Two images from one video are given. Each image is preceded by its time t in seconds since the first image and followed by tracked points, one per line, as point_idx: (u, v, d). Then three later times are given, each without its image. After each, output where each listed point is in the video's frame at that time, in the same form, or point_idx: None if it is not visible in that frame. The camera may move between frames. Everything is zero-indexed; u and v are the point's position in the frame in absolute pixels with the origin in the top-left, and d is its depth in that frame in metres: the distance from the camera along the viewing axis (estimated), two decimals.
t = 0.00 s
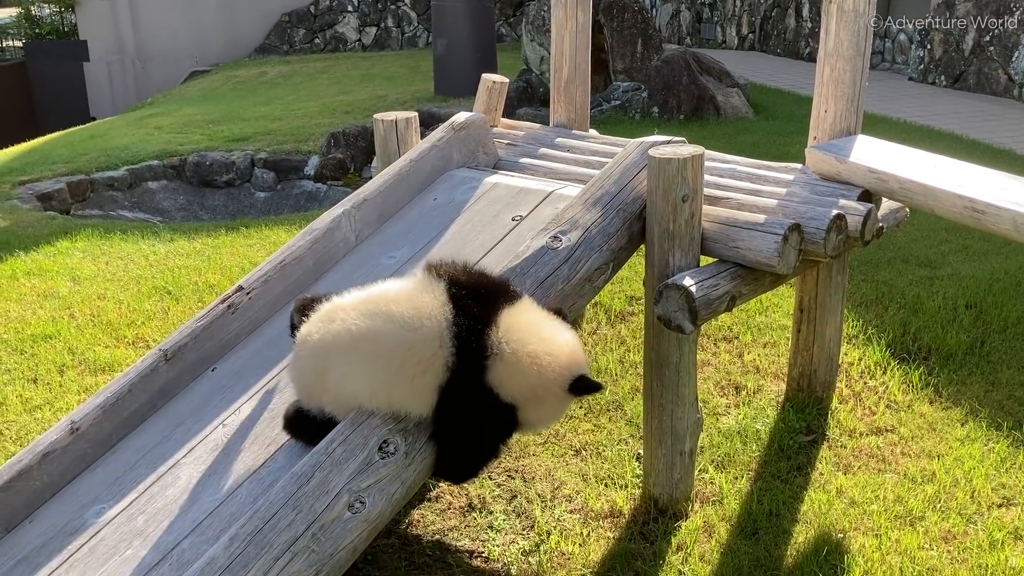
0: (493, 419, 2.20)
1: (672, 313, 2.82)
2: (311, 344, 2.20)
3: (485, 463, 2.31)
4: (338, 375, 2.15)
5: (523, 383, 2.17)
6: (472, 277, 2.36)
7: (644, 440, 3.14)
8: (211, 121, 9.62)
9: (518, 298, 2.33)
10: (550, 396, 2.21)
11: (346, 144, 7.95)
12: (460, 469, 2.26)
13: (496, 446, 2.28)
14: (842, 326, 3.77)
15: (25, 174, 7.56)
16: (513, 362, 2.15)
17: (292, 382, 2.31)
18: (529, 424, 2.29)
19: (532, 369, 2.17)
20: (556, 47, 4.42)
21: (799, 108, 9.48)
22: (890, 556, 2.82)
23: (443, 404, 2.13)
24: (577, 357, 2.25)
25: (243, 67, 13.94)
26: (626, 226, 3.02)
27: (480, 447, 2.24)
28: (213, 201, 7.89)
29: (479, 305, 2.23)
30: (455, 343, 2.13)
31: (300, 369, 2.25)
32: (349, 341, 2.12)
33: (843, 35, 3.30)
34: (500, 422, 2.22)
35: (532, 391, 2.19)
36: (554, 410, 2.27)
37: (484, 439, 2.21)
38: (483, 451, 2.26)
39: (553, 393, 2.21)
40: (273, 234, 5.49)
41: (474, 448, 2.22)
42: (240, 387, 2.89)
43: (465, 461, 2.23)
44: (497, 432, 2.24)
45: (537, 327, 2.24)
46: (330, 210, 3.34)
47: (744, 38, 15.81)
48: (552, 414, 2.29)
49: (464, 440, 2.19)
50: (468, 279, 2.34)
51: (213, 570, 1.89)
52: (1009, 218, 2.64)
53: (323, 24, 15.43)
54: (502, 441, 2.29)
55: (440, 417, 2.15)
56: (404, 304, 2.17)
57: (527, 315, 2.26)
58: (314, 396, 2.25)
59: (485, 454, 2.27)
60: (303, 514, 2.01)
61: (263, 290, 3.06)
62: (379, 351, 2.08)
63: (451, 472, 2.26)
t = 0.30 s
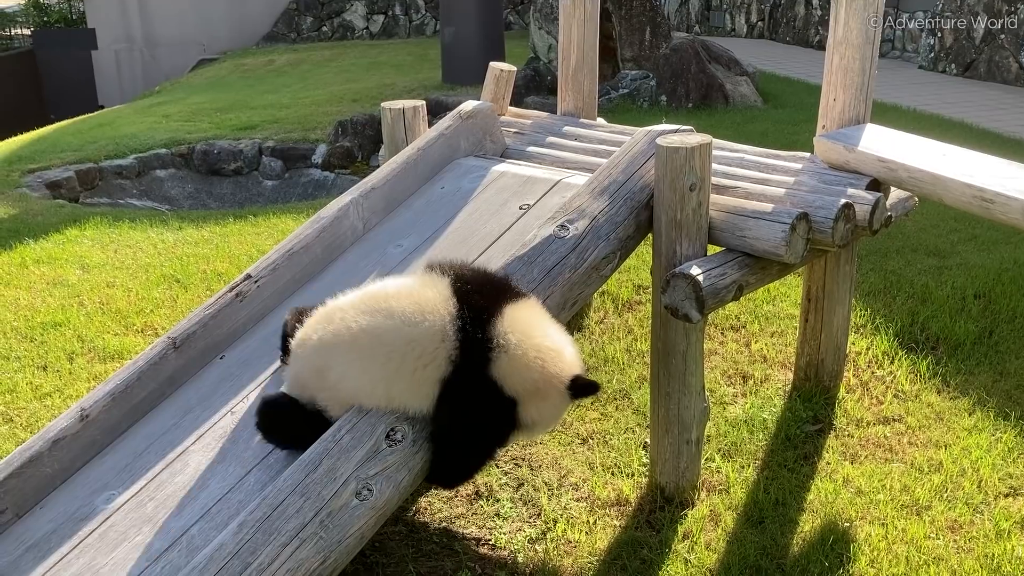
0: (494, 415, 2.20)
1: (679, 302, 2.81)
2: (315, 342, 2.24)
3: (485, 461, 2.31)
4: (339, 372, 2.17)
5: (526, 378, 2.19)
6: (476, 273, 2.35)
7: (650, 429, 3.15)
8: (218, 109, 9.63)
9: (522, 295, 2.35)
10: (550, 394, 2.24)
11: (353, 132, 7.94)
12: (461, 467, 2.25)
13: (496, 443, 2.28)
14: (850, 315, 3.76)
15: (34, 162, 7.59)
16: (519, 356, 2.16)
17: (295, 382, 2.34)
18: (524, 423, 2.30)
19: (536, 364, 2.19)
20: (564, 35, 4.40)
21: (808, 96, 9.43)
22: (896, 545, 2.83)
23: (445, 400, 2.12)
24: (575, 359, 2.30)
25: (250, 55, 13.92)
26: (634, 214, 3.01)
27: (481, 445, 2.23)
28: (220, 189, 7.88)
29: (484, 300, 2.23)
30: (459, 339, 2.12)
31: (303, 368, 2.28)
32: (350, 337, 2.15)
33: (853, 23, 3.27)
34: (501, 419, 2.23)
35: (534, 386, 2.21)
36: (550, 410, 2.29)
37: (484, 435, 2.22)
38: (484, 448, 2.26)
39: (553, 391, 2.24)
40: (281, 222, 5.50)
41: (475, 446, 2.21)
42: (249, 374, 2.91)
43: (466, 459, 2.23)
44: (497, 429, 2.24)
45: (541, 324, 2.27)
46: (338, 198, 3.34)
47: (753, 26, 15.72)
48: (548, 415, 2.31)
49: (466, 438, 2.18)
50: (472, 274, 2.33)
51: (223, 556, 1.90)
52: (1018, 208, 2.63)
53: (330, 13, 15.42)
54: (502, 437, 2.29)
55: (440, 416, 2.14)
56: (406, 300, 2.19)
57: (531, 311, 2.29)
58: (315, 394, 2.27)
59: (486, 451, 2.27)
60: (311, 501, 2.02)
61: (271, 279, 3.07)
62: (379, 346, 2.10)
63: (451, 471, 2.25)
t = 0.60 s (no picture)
0: (487, 405, 2.20)
1: (688, 291, 2.81)
2: (303, 349, 2.21)
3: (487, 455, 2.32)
4: (329, 373, 2.16)
5: (517, 364, 2.16)
6: (464, 264, 2.37)
7: (658, 417, 3.15)
8: (226, 98, 9.63)
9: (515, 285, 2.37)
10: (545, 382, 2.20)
11: (361, 121, 7.92)
12: (464, 463, 2.27)
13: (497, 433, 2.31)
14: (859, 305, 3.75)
15: (44, 150, 7.61)
16: (506, 342, 2.15)
17: (281, 390, 2.31)
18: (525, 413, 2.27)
19: (526, 350, 2.17)
20: (573, 23, 4.38)
21: (818, 85, 9.38)
22: (904, 534, 2.83)
23: (438, 391, 2.13)
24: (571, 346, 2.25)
25: (257, 44, 13.91)
26: (643, 203, 3.00)
27: (480, 438, 2.25)
28: (229, 178, 7.87)
29: (470, 289, 2.25)
30: (444, 328, 2.13)
31: (290, 374, 2.25)
32: (337, 338, 2.12)
33: (864, 10, 3.24)
34: (496, 410, 2.23)
35: (526, 372, 2.18)
36: (549, 399, 2.25)
37: (481, 427, 2.23)
38: (484, 442, 2.27)
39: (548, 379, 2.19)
40: (290, 211, 5.51)
41: (474, 439, 2.23)
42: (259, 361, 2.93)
43: (468, 454, 2.25)
44: (494, 421, 2.25)
45: (533, 311, 2.26)
46: (347, 186, 3.34)
47: (763, 14, 15.62)
48: (547, 405, 2.27)
49: (464, 431, 2.20)
50: (460, 265, 2.36)
51: (232, 541, 1.91)
52: None
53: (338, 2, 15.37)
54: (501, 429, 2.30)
55: (436, 410, 2.16)
56: (392, 296, 2.18)
57: (523, 299, 2.28)
58: (304, 399, 2.24)
59: (487, 444, 2.29)
60: (320, 487, 2.03)
61: (280, 267, 3.07)
62: (367, 344, 2.09)
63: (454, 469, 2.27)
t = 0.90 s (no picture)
0: (481, 401, 2.19)
1: (697, 281, 2.81)
2: (299, 344, 2.22)
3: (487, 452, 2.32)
4: (324, 368, 2.17)
5: (510, 362, 2.19)
6: (458, 263, 2.38)
7: (667, 407, 3.15)
8: (233, 88, 9.62)
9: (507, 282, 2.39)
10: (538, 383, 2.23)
11: (369, 111, 7.91)
12: (463, 461, 2.26)
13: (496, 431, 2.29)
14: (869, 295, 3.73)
15: (53, 140, 7.62)
16: (501, 337, 2.17)
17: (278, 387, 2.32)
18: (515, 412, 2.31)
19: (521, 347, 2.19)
20: (582, 12, 4.36)
21: (828, 75, 9.33)
22: (913, 524, 2.83)
23: (432, 386, 2.11)
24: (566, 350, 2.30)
25: (264, 34, 13.89)
26: (652, 192, 3.00)
27: (478, 436, 2.24)
28: (238, 168, 7.86)
29: (463, 285, 2.25)
30: (438, 321, 2.12)
31: (286, 370, 2.26)
32: (332, 333, 2.13)
33: None
34: (491, 405, 2.22)
35: (517, 369, 2.20)
36: (540, 400, 2.29)
37: (480, 425, 2.21)
38: (482, 439, 2.26)
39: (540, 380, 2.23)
40: (298, 201, 5.51)
41: (472, 437, 2.22)
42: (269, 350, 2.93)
43: (467, 451, 2.24)
44: (491, 419, 2.24)
45: (529, 310, 2.29)
46: (356, 175, 3.34)
47: (772, 4, 15.53)
48: (537, 406, 2.31)
49: (463, 429, 2.19)
50: (455, 262, 2.36)
51: (242, 529, 1.92)
52: None
53: None
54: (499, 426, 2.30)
55: (433, 406, 2.14)
56: (386, 291, 2.19)
57: (519, 298, 2.32)
58: (301, 394, 2.24)
59: (485, 442, 2.28)
60: (330, 475, 2.03)
61: (289, 256, 3.07)
62: (361, 339, 2.10)
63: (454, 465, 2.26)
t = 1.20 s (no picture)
0: (481, 390, 2.17)
1: (703, 272, 2.81)
2: (286, 346, 2.16)
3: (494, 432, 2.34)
4: (318, 370, 2.13)
5: (505, 345, 2.14)
6: (447, 256, 2.36)
7: (672, 399, 3.16)
8: (240, 79, 9.61)
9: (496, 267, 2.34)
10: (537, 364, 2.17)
11: (375, 101, 7.90)
12: (470, 443, 2.28)
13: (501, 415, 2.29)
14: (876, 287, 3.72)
15: (60, 130, 7.64)
16: (491, 320, 2.13)
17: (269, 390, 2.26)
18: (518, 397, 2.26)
19: (513, 328, 2.14)
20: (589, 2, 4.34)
21: (836, 66, 9.29)
22: (918, 516, 2.83)
23: (431, 383, 2.11)
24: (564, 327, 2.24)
25: (270, 24, 13.89)
26: (658, 183, 2.99)
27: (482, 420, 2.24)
28: (245, 158, 7.88)
29: (448, 274, 2.22)
30: (429, 316, 2.10)
31: (277, 373, 2.20)
32: (324, 335, 2.09)
33: None
34: (490, 392, 2.19)
35: (512, 352, 2.15)
36: (542, 382, 2.23)
37: (481, 411, 2.21)
38: (487, 424, 2.26)
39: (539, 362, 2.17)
40: (305, 191, 5.52)
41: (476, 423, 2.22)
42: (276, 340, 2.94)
43: (473, 436, 2.25)
44: (494, 404, 2.22)
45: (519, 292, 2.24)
46: (362, 166, 3.34)
47: None
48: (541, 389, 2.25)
49: (464, 416, 2.18)
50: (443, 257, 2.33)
51: (249, 518, 1.92)
52: None
53: None
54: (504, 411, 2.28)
55: (433, 402, 2.14)
56: (375, 289, 2.15)
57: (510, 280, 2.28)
58: (292, 395, 2.19)
59: (491, 425, 2.28)
60: (336, 464, 2.03)
61: (296, 246, 3.06)
62: (355, 338, 2.07)
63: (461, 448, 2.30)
